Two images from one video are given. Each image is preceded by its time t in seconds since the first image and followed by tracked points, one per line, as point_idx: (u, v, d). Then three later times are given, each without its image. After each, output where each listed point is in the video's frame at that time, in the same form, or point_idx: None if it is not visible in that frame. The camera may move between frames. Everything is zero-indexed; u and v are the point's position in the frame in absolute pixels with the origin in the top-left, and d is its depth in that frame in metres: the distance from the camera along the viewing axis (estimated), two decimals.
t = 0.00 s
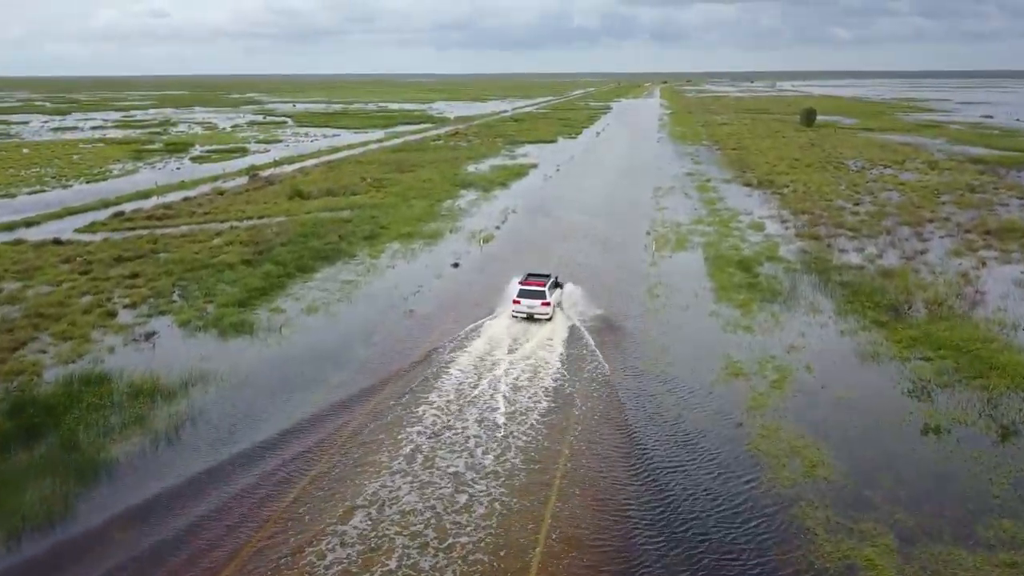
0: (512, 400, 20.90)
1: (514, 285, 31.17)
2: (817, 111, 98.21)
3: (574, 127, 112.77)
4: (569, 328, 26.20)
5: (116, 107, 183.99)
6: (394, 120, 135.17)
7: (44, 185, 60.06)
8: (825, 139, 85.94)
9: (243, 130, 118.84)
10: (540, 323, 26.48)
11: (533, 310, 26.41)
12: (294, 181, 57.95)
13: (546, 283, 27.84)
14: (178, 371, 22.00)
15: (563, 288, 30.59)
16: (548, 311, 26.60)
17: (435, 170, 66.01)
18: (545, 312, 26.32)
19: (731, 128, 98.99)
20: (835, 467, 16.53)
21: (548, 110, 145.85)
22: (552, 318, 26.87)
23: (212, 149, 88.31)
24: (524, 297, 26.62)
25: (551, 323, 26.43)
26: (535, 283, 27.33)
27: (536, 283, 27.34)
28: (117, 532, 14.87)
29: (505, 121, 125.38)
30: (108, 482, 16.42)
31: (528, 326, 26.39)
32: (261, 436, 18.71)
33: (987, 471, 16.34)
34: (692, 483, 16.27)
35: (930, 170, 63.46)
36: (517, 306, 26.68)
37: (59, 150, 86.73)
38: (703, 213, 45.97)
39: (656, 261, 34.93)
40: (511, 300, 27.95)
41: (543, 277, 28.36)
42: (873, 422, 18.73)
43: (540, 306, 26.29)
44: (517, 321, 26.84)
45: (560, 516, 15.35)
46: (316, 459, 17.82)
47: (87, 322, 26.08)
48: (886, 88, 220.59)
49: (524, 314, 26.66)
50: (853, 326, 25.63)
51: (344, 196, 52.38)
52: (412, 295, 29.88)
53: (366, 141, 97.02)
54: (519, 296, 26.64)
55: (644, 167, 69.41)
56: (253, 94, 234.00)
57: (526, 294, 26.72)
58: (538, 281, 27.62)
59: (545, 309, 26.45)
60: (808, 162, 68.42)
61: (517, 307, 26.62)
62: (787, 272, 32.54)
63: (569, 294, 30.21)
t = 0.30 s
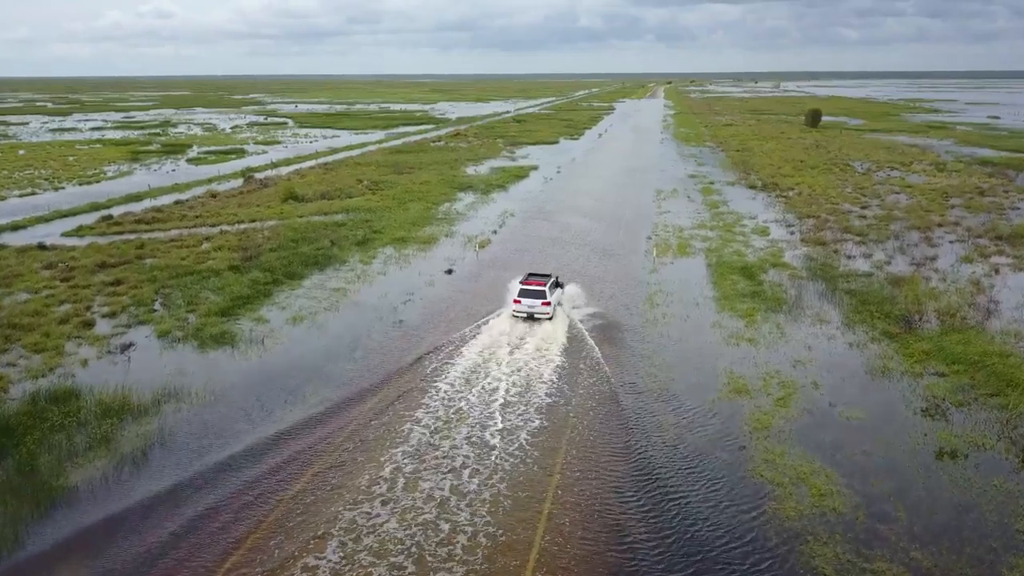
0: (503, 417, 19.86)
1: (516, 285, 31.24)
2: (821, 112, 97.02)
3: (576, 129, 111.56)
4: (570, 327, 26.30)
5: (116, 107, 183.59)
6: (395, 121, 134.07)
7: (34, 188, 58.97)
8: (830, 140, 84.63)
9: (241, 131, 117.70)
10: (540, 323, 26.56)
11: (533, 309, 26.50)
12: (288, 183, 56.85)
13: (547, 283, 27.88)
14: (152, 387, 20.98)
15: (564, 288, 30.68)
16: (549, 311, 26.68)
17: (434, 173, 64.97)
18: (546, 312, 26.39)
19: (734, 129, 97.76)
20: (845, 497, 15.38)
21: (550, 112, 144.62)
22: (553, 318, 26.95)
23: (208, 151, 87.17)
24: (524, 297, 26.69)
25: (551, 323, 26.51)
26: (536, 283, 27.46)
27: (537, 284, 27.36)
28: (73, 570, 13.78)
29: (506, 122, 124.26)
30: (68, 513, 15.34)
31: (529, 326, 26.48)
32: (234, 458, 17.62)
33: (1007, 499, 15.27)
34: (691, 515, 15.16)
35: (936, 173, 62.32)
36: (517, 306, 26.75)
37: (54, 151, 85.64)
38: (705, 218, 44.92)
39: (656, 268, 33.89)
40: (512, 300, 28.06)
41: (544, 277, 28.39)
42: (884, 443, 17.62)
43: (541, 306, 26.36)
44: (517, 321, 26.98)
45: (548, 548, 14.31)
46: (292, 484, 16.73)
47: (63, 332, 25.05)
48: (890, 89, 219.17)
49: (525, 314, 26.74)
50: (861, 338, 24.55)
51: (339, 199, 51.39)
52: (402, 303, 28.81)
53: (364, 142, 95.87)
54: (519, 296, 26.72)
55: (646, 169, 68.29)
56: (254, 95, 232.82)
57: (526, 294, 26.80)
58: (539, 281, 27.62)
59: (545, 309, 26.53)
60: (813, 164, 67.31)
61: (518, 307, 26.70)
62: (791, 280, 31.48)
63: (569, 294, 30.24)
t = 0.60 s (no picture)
0: (492, 436, 18.78)
1: (518, 285, 31.32)
2: (827, 113, 95.71)
3: (579, 130, 110.31)
4: (571, 327, 26.36)
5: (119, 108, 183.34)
6: (397, 121, 133.04)
7: (25, 190, 57.96)
8: (835, 141, 83.35)
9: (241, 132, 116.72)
10: (541, 322, 26.68)
11: (534, 309, 26.62)
12: (284, 186, 55.80)
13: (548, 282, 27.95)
14: (124, 404, 19.95)
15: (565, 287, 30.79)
16: (550, 310, 26.80)
17: (433, 175, 63.88)
18: (546, 311, 26.52)
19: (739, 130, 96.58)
20: (856, 533, 14.23)
21: (553, 113, 143.43)
22: (553, 318, 27.04)
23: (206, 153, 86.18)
24: (525, 296, 26.79)
25: (552, 322, 26.64)
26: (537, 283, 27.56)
27: (538, 284, 27.39)
28: None
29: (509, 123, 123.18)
30: (22, 547, 14.32)
31: (529, 325, 26.59)
32: (204, 485, 16.47)
33: None
34: (691, 554, 14.01)
35: (945, 175, 61.07)
36: (518, 305, 26.85)
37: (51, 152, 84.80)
38: (708, 221, 43.85)
39: (658, 275, 32.85)
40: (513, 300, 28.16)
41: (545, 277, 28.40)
42: (899, 469, 16.47)
43: (542, 306, 26.49)
44: (518, 321, 27.07)
45: None
46: (264, 513, 15.58)
47: (36, 344, 24.01)
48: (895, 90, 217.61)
49: (526, 314, 26.85)
50: (871, 351, 23.43)
51: (335, 201, 50.43)
52: (392, 313, 27.72)
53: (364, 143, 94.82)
54: (520, 296, 26.81)
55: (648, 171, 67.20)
56: (256, 96, 232.06)
57: (527, 294, 26.91)
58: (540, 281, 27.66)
59: (546, 309, 26.63)
60: (819, 166, 66.11)
61: (519, 307, 26.80)
62: (797, 288, 30.38)
63: (569, 294, 30.17)
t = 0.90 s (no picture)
0: (481, 456, 17.68)
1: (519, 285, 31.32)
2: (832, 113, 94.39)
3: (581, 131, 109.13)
4: (572, 327, 26.25)
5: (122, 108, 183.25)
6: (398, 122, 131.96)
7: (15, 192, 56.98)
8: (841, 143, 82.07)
9: (240, 133, 115.73)
10: (541, 322, 26.66)
11: (535, 309, 26.62)
12: (277, 189, 54.74)
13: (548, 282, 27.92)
14: (91, 423, 18.91)
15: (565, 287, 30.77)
16: (551, 310, 26.77)
17: (430, 177, 62.79)
18: (547, 311, 26.51)
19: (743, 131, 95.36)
20: None
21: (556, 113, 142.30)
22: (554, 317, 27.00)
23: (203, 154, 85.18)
24: (526, 296, 26.79)
25: (553, 322, 26.61)
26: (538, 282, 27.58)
27: (539, 284, 27.32)
28: None
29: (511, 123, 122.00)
30: None
31: (530, 325, 26.58)
32: (167, 514, 15.35)
33: None
34: None
35: (953, 177, 59.81)
36: (519, 305, 26.86)
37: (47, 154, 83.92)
38: (711, 225, 42.78)
39: (659, 281, 31.81)
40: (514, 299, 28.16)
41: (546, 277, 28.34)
42: (916, 499, 15.30)
43: (542, 306, 26.48)
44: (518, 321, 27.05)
45: None
46: (229, 545, 14.43)
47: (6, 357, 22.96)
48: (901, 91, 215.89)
49: (527, 314, 26.87)
50: (882, 365, 22.30)
51: (330, 204, 49.46)
52: (380, 323, 26.59)
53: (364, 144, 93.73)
54: (521, 295, 26.82)
55: (650, 172, 66.12)
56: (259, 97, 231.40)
57: (528, 293, 26.93)
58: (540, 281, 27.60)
59: (547, 309, 26.63)
60: (824, 167, 64.94)
61: (520, 306, 26.81)
62: (802, 296, 29.28)
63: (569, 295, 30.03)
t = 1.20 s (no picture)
0: (467, 481, 16.54)
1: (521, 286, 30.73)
2: (837, 114, 93.07)
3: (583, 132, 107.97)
4: (573, 329, 25.54)
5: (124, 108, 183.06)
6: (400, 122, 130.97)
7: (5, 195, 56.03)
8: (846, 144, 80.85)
9: (239, 133, 114.84)
10: (543, 322, 26.03)
11: (537, 309, 25.97)
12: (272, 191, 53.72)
13: (550, 281, 27.30)
14: (53, 445, 17.79)
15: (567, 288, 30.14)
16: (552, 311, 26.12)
17: (428, 179, 61.72)
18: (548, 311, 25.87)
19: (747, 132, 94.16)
20: None
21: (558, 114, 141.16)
22: (555, 318, 26.35)
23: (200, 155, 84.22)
24: (528, 296, 26.17)
25: (555, 322, 25.96)
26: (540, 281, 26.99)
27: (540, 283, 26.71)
28: None
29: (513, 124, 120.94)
30: None
31: (531, 326, 25.95)
32: (124, 546, 14.22)
33: None
34: None
35: (962, 180, 58.52)
36: (520, 305, 26.24)
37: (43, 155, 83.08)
38: (714, 229, 41.69)
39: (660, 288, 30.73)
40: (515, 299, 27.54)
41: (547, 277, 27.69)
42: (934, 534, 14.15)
43: (544, 305, 25.84)
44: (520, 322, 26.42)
45: None
46: None
47: None
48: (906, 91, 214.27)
49: (528, 314, 26.25)
50: (893, 381, 21.14)
51: (325, 207, 48.48)
52: (368, 334, 25.45)
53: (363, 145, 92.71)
54: (522, 295, 26.20)
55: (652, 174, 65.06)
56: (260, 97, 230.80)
57: (529, 293, 26.32)
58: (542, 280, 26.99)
59: (549, 309, 26.01)
60: (829, 169, 63.70)
61: (521, 306, 26.18)
62: (808, 304, 28.19)
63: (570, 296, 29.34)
